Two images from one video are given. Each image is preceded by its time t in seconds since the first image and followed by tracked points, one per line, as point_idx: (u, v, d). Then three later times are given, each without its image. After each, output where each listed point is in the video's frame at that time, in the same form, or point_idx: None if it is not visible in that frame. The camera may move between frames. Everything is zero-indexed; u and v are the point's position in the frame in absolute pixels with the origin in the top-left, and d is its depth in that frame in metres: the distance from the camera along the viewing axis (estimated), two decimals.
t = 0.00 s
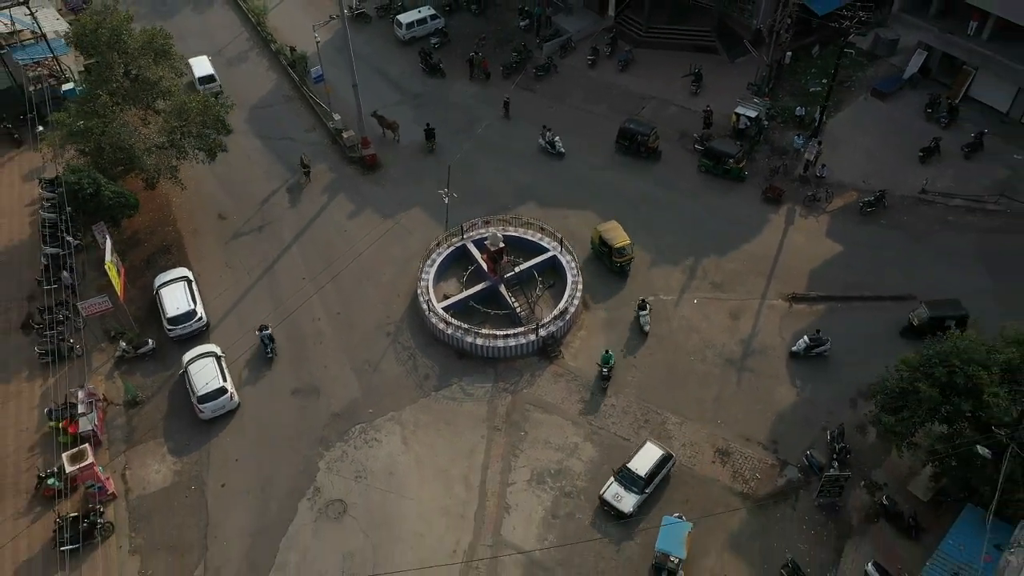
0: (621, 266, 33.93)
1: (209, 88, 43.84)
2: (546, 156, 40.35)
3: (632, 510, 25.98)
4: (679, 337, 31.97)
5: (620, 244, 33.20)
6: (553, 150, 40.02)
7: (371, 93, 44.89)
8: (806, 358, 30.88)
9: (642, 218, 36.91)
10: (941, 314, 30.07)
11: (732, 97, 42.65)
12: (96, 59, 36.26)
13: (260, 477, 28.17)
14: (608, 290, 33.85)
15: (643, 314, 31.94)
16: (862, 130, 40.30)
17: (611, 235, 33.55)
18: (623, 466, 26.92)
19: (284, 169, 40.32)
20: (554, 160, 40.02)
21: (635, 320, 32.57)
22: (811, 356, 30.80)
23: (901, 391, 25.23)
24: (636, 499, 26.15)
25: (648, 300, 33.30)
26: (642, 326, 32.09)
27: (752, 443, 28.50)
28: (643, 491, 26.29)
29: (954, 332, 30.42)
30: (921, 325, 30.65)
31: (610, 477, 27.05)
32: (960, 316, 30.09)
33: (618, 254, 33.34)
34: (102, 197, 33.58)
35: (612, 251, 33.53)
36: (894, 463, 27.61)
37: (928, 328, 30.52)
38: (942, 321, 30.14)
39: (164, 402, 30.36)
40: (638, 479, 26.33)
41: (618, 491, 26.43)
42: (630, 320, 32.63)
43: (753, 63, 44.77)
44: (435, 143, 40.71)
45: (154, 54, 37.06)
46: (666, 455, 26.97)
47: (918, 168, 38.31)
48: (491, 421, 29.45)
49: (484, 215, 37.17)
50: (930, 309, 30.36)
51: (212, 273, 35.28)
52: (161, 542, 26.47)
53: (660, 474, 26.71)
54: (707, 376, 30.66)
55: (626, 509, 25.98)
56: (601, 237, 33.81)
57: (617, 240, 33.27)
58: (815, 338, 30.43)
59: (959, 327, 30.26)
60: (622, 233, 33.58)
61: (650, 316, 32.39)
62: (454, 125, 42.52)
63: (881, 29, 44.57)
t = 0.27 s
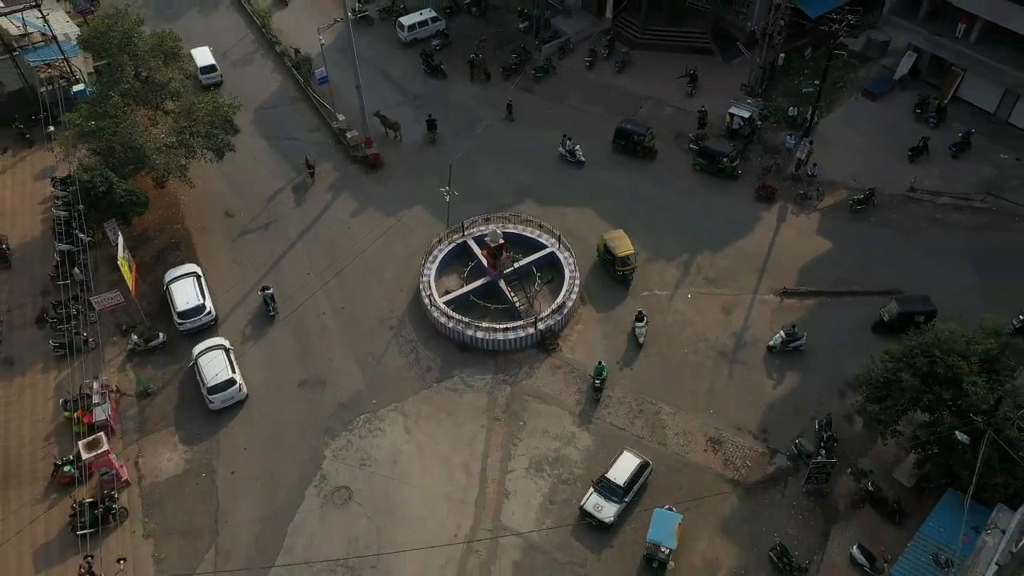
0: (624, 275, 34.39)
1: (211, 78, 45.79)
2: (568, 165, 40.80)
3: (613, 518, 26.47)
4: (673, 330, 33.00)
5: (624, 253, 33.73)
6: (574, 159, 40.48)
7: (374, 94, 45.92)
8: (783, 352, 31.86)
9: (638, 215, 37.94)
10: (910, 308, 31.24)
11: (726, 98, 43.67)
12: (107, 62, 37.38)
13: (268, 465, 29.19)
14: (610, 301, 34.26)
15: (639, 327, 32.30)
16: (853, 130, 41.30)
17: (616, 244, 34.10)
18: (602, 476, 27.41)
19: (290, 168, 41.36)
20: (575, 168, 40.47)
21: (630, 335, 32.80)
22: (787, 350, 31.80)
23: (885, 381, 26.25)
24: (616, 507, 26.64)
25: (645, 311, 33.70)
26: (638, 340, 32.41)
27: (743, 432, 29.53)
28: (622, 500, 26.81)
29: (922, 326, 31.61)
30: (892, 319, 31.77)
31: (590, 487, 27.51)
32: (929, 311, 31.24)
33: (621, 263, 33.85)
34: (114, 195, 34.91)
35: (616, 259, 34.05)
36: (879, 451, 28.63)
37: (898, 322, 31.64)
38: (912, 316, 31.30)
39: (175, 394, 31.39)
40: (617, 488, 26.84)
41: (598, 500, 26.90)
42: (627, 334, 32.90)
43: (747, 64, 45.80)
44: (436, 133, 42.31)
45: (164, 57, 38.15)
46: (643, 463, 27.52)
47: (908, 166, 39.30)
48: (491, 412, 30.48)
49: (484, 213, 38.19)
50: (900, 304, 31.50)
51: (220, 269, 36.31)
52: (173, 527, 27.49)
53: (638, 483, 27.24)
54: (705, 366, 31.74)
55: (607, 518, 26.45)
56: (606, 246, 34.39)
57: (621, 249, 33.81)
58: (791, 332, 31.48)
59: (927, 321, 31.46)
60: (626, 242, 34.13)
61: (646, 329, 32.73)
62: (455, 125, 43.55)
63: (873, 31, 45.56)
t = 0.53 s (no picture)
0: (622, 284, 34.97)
1: (210, 66, 47.92)
2: (589, 173, 41.39)
3: (592, 529, 26.95)
4: (666, 322, 34.22)
5: (625, 261, 34.32)
6: (596, 167, 41.09)
7: (376, 94, 47.16)
8: (760, 344, 33.05)
9: (634, 212, 39.16)
10: (877, 303, 32.31)
11: (720, 98, 44.90)
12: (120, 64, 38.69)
13: (277, 451, 30.41)
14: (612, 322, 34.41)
15: (633, 338, 32.75)
16: (842, 129, 42.51)
17: (617, 252, 34.66)
18: (579, 488, 27.93)
19: (295, 166, 42.59)
20: (598, 176, 41.07)
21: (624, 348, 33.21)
22: (764, 342, 33.00)
23: (867, 368, 27.50)
24: (596, 518, 27.16)
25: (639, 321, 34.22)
26: (631, 352, 32.86)
27: (733, 419, 30.76)
28: (601, 510, 27.38)
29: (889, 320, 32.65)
30: (861, 313, 32.83)
31: (568, 500, 28.00)
32: (895, 305, 32.29)
33: (621, 271, 34.40)
34: (127, 192, 36.08)
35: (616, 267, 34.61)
36: (864, 436, 29.83)
37: (866, 317, 32.69)
38: (879, 310, 32.37)
39: (187, 383, 32.60)
40: (595, 498, 27.41)
41: (577, 512, 27.39)
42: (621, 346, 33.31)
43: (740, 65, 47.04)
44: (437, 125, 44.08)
45: (175, 59, 39.47)
46: (619, 473, 28.13)
47: (895, 164, 40.51)
48: (491, 400, 31.70)
49: (485, 209, 39.43)
50: (868, 299, 32.56)
51: (229, 264, 37.55)
52: (186, 509, 28.70)
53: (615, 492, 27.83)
54: (704, 355, 32.97)
55: (587, 529, 26.94)
56: (609, 254, 34.98)
57: (622, 257, 34.39)
58: (767, 325, 32.66)
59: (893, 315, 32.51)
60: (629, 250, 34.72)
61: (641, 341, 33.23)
62: (455, 124, 44.76)
63: (863, 33, 46.79)
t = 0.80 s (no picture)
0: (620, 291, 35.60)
1: (212, 54, 49.71)
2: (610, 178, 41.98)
3: (574, 537, 27.35)
4: (660, 314, 35.39)
5: (623, 269, 34.91)
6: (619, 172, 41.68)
7: (379, 93, 48.34)
8: (738, 336, 34.15)
9: (629, 207, 40.34)
10: (848, 297, 33.55)
11: (714, 97, 46.07)
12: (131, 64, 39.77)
13: (284, 437, 31.60)
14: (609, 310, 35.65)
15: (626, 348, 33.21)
16: (833, 127, 43.68)
17: (616, 261, 35.27)
18: (560, 498, 28.33)
19: (301, 163, 43.77)
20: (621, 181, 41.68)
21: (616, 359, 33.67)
22: (742, 334, 34.09)
23: (851, 356, 28.69)
24: (577, 526, 27.57)
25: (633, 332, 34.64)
26: (624, 362, 33.33)
27: (724, 406, 31.94)
28: (582, 517, 27.78)
29: (859, 313, 33.91)
30: (833, 307, 33.98)
31: (550, 510, 28.37)
32: (866, 299, 33.59)
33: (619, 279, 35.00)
34: (139, 188, 37.40)
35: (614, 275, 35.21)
36: (849, 422, 31.00)
37: (839, 310, 33.87)
38: (850, 304, 33.59)
39: (197, 372, 33.79)
40: (576, 507, 27.81)
41: (558, 521, 27.78)
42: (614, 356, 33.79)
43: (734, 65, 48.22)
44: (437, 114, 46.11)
45: (185, 60, 40.52)
46: (598, 481, 28.59)
47: (884, 162, 41.68)
48: (491, 388, 32.88)
49: (485, 205, 40.60)
50: (840, 294, 33.77)
51: (237, 258, 38.73)
52: (198, 492, 29.87)
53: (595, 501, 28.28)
54: (692, 347, 34.11)
55: (569, 537, 27.32)
56: (609, 261, 35.61)
57: (621, 266, 34.98)
58: (745, 318, 33.78)
59: (864, 308, 33.80)
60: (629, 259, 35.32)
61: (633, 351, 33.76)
62: (456, 123, 45.94)
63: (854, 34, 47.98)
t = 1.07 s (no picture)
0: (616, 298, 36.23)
1: (213, 43, 52.16)
2: (629, 183, 42.63)
3: (558, 545, 27.90)
4: (655, 305, 36.55)
5: (621, 276, 35.59)
6: (639, 177, 42.34)
7: (382, 92, 49.50)
8: (720, 328, 35.31)
9: (625, 203, 41.49)
10: (823, 291, 34.54)
11: (708, 96, 47.22)
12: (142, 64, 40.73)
13: (292, 424, 32.75)
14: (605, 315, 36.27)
15: (618, 357, 33.72)
16: (824, 125, 44.83)
17: (614, 268, 35.98)
18: (542, 506, 28.80)
19: (305, 160, 44.92)
20: (641, 186, 42.32)
21: (608, 368, 34.17)
22: (723, 326, 35.25)
23: (836, 345, 29.86)
24: (560, 533, 28.10)
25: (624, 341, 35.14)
26: (616, 371, 33.84)
27: (715, 394, 33.09)
28: (565, 525, 28.28)
29: (835, 307, 34.87)
30: (809, 301, 35.03)
31: (533, 517, 28.87)
32: (840, 292, 34.51)
33: (616, 285, 35.66)
34: (150, 184, 38.66)
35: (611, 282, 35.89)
36: (836, 409, 32.16)
37: (814, 304, 34.91)
38: (825, 297, 34.57)
39: (207, 361, 34.95)
40: (559, 514, 28.30)
41: (542, 529, 28.30)
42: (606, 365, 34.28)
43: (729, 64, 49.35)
44: (437, 104, 47.83)
45: (195, 61, 41.49)
46: (579, 488, 29.08)
47: (873, 158, 42.83)
48: (491, 377, 34.04)
49: (485, 201, 41.75)
50: (815, 287, 34.76)
51: (244, 252, 39.89)
52: (209, 476, 31.05)
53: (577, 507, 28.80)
54: (688, 337, 35.27)
55: (553, 545, 27.87)
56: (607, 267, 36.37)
57: (618, 273, 35.67)
58: (726, 311, 34.93)
59: (839, 302, 34.74)
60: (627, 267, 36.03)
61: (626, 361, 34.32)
62: (456, 121, 47.07)
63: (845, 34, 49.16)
